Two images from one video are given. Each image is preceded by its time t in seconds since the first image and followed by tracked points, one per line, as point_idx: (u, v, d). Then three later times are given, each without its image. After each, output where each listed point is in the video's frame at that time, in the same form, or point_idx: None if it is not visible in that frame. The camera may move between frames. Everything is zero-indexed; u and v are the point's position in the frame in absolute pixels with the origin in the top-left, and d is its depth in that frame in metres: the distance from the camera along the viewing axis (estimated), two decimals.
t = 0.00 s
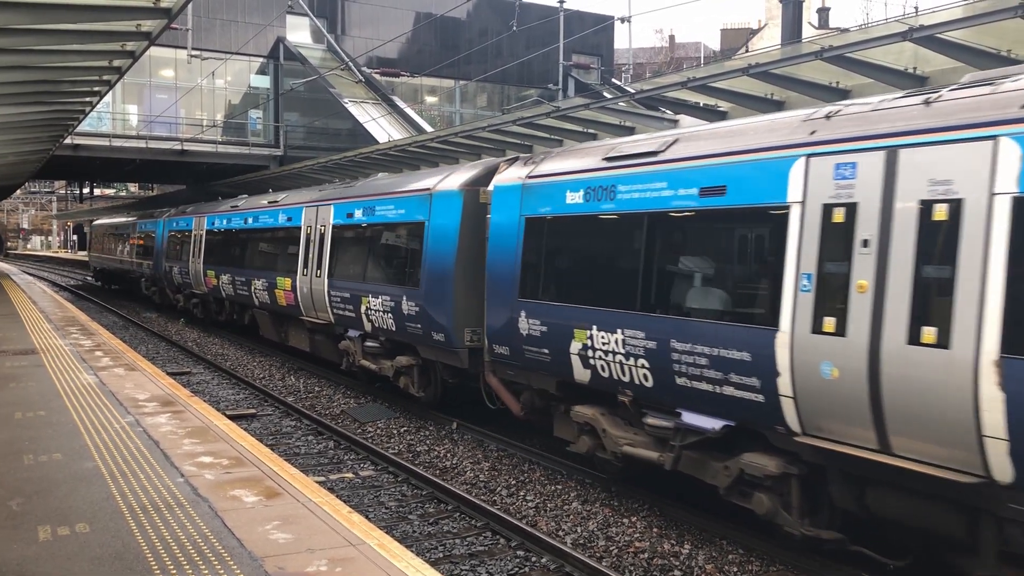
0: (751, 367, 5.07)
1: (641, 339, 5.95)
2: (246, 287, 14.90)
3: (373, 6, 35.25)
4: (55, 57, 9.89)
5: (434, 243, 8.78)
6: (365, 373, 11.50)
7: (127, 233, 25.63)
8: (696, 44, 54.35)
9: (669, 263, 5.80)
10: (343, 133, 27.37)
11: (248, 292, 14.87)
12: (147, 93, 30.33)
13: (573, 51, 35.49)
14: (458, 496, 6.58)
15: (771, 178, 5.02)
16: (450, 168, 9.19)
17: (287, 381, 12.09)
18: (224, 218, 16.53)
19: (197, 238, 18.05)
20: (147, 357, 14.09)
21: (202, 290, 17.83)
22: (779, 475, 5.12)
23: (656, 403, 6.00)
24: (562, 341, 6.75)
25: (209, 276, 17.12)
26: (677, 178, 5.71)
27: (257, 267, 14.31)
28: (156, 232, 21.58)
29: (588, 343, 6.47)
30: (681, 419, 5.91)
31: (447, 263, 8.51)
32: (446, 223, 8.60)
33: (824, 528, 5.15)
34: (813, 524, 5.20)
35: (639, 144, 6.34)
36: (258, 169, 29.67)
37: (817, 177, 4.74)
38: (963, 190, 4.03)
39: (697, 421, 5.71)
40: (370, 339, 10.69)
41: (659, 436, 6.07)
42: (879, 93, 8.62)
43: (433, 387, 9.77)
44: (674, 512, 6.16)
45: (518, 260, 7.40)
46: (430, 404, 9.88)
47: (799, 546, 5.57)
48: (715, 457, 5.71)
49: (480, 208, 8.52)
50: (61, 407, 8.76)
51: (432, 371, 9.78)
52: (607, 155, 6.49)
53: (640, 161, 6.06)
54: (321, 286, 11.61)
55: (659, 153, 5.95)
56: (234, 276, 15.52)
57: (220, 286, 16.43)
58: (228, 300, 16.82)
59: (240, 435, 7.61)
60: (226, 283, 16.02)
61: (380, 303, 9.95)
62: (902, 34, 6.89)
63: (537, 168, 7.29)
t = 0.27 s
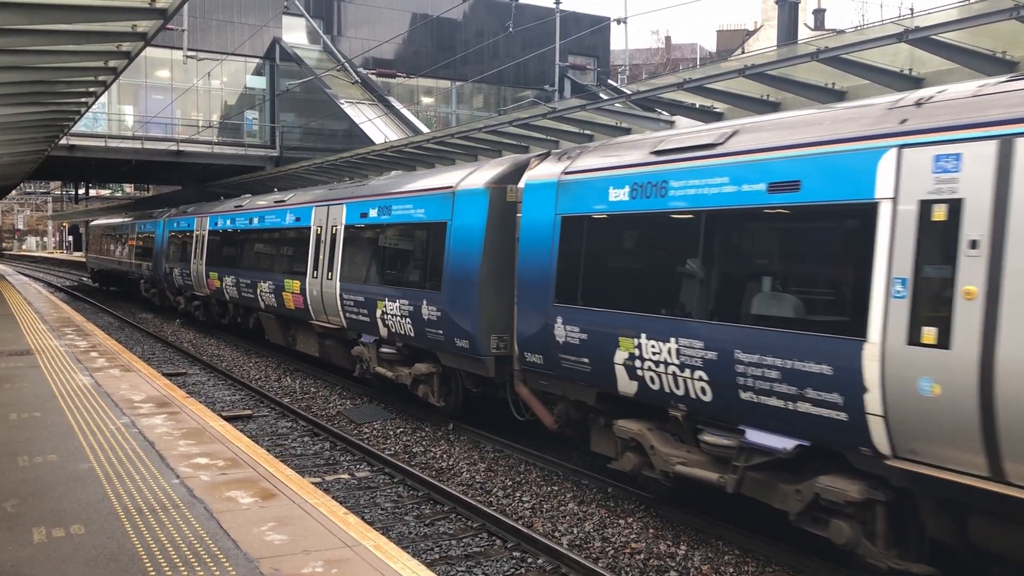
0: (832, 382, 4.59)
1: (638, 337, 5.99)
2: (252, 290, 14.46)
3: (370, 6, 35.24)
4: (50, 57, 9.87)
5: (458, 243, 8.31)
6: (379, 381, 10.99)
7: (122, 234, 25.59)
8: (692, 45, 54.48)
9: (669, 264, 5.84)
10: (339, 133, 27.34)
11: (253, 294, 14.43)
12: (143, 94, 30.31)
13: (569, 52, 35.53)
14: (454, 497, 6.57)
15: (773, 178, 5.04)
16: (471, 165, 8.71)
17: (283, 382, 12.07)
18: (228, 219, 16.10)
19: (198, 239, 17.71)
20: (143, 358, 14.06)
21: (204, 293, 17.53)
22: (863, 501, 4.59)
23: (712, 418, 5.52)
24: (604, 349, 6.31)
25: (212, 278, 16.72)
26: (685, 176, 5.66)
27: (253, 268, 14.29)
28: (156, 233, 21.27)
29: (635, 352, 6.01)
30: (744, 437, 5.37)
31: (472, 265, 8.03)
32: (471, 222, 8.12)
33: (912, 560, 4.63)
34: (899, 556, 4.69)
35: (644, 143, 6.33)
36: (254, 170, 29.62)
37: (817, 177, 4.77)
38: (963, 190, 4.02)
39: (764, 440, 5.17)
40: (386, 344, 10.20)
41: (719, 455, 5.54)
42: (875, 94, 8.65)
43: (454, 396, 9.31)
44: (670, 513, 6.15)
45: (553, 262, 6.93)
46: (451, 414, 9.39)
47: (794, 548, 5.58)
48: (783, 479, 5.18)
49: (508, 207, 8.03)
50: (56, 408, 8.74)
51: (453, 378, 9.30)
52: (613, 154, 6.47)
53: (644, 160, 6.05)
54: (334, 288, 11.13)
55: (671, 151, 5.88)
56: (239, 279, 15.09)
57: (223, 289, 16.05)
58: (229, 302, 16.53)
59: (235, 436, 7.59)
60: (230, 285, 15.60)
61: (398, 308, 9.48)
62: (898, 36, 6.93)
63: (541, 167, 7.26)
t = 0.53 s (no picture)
0: (937, 402, 4.09)
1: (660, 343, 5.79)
2: (258, 292, 13.98)
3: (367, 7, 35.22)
4: (45, 57, 9.84)
5: (488, 245, 7.76)
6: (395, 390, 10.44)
7: (118, 235, 25.54)
8: (689, 47, 54.46)
9: (663, 263, 5.90)
10: (335, 134, 27.29)
11: (259, 297, 13.96)
12: (139, 95, 30.25)
13: (566, 53, 35.54)
14: (451, 499, 6.56)
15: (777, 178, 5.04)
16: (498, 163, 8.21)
17: (279, 384, 12.03)
18: (232, 219, 15.60)
19: (200, 241, 17.30)
20: (139, 359, 14.03)
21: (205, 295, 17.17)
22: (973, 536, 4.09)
23: (786, 437, 5.03)
24: (658, 360, 5.79)
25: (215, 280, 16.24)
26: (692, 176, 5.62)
27: (249, 269, 14.26)
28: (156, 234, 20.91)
29: (696, 364, 5.48)
30: (828, 460, 4.92)
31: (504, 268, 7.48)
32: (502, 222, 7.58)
33: None
34: None
35: (646, 145, 6.32)
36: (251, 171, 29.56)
37: (820, 179, 4.79)
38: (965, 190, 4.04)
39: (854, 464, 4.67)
40: (404, 351, 9.66)
41: (795, 478, 5.07)
42: (871, 95, 8.67)
43: (480, 407, 8.79)
44: (667, 514, 6.16)
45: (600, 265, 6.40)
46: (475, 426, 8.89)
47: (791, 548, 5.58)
48: (870, 506, 4.69)
49: (540, 206, 7.51)
50: (52, 409, 8.72)
51: (479, 387, 8.79)
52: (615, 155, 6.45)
53: (647, 161, 6.04)
54: (348, 292, 10.61)
55: (677, 152, 5.84)
56: (245, 282, 14.60)
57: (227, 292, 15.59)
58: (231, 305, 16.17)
59: (231, 438, 7.57)
60: (234, 288, 15.13)
61: (419, 313, 8.95)
62: (894, 37, 6.96)
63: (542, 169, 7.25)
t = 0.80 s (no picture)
0: None
1: (656, 339, 5.76)
2: (267, 295, 13.44)
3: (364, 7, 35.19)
4: (42, 57, 9.80)
5: (524, 245, 7.18)
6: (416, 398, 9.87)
7: (115, 235, 25.50)
8: (686, 47, 54.50)
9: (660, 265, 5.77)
10: (332, 135, 27.25)
11: (269, 300, 13.41)
12: (135, 95, 30.20)
13: (563, 54, 35.56)
14: (448, 499, 6.55)
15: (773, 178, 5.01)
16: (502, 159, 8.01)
17: (276, 384, 12.02)
18: (238, 218, 15.03)
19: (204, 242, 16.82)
20: (135, 359, 14.01)
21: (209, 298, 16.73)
22: None
23: (877, 460, 4.47)
24: (724, 372, 5.21)
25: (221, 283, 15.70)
26: (687, 176, 5.58)
27: (246, 269, 14.24)
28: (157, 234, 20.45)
29: (774, 379, 4.89)
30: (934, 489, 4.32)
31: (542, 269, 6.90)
32: (539, 219, 7.00)
33: None
34: None
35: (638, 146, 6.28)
36: (248, 171, 29.52)
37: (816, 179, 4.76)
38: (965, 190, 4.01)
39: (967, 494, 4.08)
40: (427, 358, 9.08)
41: (891, 508, 4.50)
42: (868, 96, 8.69)
43: (513, 418, 8.22)
44: (664, 515, 6.16)
45: (654, 267, 5.82)
46: (506, 437, 8.33)
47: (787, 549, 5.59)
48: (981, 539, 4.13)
49: (582, 204, 6.93)
50: (49, 410, 8.69)
51: (509, 396, 8.23)
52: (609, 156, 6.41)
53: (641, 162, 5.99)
54: (365, 295, 10.05)
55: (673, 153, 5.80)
56: (253, 284, 14.05)
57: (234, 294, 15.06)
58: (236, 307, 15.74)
59: (228, 438, 7.56)
60: (242, 290, 14.59)
61: (445, 318, 8.39)
62: (891, 37, 6.95)
63: (535, 170, 7.20)
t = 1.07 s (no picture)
0: None
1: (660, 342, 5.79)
2: (278, 298, 12.87)
3: (361, 7, 35.17)
4: (38, 57, 9.78)
5: (568, 245, 6.62)
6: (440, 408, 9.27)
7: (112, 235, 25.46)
8: (683, 48, 54.54)
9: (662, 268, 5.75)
10: (330, 135, 27.23)
11: (279, 303, 12.84)
12: (133, 95, 30.14)
13: (561, 54, 35.56)
14: (446, 499, 6.55)
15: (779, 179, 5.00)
16: (502, 159, 8.02)
17: (273, 384, 12.01)
18: (246, 217, 14.47)
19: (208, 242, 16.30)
20: (132, 359, 13.99)
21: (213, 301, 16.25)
22: None
23: (1000, 490, 3.95)
24: (812, 386, 4.70)
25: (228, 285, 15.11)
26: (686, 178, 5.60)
27: (244, 269, 14.23)
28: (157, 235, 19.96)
29: (873, 397, 4.37)
30: None
31: (590, 272, 6.35)
32: (586, 217, 6.45)
33: None
34: None
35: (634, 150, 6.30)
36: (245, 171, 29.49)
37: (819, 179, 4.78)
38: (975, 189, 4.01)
39: None
40: (455, 365, 8.49)
41: (1015, 544, 3.97)
42: (865, 96, 8.70)
43: (552, 431, 7.64)
44: (662, 514, 6.16)
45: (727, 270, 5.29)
46: (543, 451, 7.76)
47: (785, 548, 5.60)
48: None
49: (634, 201, 6.39)
50: (46, 410, 8.69)
51: (546, 407, 7.63)
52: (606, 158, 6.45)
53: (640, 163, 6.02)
54: (386, 297, 9.48)
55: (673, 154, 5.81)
56: (263, 286, 13.46)
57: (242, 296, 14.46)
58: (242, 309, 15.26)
59: (226, 438, 7.55)
60: (251, 292, 14.01)
61: (476, 323, 7.84)
62: (888, 38, 6.96)
63: (532, 171, 7.23)
